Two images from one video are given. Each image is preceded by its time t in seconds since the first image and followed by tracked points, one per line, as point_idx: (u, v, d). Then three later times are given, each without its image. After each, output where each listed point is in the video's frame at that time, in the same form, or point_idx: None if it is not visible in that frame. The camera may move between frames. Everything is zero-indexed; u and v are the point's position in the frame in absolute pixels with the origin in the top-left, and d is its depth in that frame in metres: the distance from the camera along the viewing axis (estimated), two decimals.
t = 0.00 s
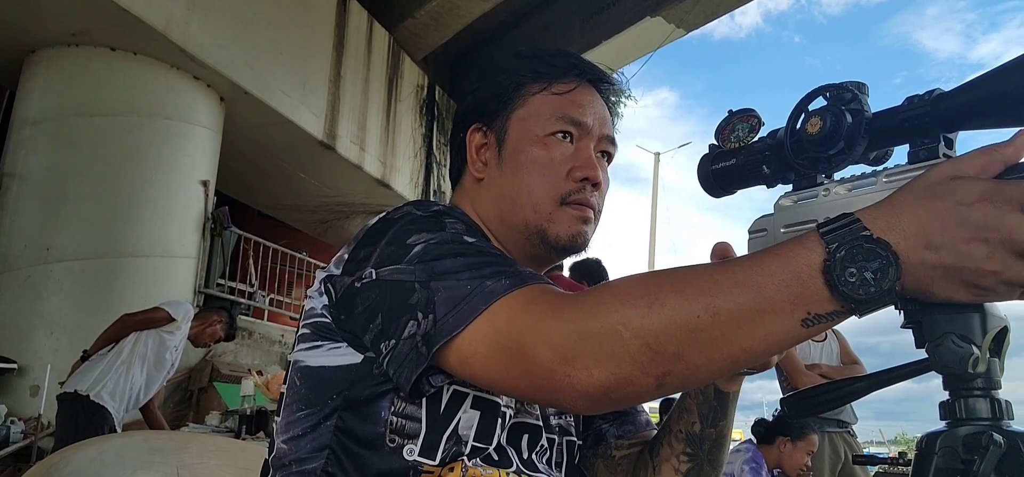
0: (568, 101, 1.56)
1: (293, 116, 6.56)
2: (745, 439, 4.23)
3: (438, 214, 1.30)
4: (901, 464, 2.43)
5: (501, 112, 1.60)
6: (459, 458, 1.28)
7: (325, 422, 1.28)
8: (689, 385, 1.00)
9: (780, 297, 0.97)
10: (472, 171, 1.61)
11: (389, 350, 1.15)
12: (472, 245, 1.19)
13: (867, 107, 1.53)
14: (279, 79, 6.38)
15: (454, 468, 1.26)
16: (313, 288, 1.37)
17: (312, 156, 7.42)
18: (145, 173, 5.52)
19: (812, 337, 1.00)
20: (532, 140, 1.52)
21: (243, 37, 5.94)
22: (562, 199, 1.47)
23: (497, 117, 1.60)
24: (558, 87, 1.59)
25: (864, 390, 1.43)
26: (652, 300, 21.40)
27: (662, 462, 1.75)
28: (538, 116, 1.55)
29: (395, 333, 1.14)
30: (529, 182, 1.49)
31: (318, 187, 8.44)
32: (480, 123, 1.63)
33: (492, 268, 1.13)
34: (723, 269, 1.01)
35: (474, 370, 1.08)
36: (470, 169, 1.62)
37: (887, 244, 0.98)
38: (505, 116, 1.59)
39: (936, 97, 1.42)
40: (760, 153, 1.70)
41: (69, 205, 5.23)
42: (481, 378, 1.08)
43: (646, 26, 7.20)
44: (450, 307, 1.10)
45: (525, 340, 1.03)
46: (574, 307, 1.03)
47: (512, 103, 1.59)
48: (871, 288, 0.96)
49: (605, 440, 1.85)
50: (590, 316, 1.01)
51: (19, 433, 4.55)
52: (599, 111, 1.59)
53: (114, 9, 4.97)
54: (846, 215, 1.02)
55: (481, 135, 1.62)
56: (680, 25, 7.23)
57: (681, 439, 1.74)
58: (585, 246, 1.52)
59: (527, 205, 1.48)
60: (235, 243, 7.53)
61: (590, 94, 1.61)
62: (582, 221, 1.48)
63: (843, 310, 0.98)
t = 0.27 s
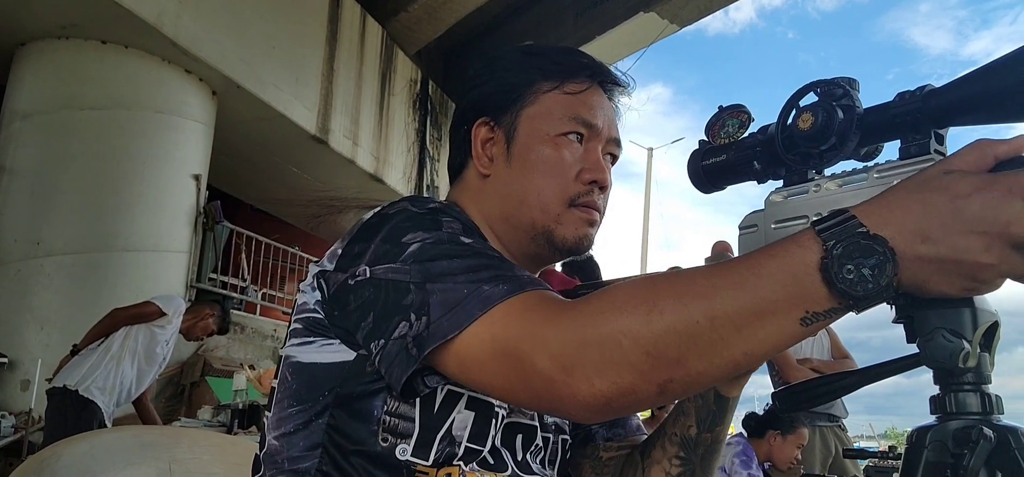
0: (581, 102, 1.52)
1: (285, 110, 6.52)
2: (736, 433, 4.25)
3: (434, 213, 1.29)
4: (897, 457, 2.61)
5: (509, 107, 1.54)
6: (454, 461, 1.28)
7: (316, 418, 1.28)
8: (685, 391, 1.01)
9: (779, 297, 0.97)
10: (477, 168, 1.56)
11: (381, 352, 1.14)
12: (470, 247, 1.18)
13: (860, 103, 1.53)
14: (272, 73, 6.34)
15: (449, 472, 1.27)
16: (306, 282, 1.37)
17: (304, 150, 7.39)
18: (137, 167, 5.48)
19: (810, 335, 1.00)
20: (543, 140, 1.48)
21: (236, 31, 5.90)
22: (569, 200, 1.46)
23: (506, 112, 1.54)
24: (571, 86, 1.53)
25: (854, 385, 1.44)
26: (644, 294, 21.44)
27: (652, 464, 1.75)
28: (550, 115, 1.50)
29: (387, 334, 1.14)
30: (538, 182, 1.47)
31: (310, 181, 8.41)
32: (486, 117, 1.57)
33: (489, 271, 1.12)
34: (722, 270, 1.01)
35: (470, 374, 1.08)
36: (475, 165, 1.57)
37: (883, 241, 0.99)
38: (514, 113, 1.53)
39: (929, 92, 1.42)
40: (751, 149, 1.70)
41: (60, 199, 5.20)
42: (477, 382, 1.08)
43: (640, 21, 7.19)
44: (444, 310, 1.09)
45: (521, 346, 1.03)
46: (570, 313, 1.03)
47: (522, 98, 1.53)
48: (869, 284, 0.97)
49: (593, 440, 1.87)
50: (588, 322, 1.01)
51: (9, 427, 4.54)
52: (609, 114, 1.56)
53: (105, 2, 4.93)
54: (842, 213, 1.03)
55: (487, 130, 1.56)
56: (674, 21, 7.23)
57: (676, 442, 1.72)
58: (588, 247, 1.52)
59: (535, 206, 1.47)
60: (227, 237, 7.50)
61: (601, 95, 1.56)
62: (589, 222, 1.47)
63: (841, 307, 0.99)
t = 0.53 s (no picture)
0: (575, 100, 1.52)
1: (272, 102, 6.48)
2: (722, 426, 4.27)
3: (423, 207, 1.28)
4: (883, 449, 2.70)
5: (505, 102, 1.52)
6: (443, 455, 1.28)
7: (304, 413, 1.27)
8: (676, 388, 1.01)
9: (770, 295, 0.98)
10: (471, 164, 1.54)
11: (371, 348, 1.14)
12: (460, 243, 1.18)
13: (847, 98, 1.54)
14: (259, 64, 6.29)
15: (439, 466, 1.26)
16: (293, 277, 1.36)
17: (292, 142, 7.35)
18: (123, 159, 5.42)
19: (797, 330, 1.01)
20: (540, 137, 1.47)
21: (222, 21, 5.85)
22: (566, 200, 1.46)
23: (502, 108, 1.52)
24: (567, 84, 1.53)
25: (839, 380, 1.45)
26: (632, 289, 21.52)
27: (640, 460, 1.73)
28: (547, 112, 1.49)
29: (376, 330, 1.13)
30: (534, 180, 1.46)
31: (298, 174, 8.36)
32: (481, 113, 1.54)
33: (480, 267, 1.12)
34: (713, 268, 1.01)
35: (461, 373, 1.07)
36: (469, 161, 1.54)
37: (870, 236, 0.99)
38: (510, 110, 1.51)
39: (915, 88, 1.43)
40: (739, 144, 1.71)
41: (44, 191, 5.15)
42: (469, 381, 1.08)
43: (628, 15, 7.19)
44: (434, 308, 1.09)
45: (513, 345, 1.03)
46: (562, 311, 1.03)
47: (519, 94, 1.52)
48: (856, 279, 0.97)
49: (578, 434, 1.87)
50: (579, 321, 1.01)
51: None
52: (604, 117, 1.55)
53: None
54: (828, 207, 1.03)
55: (482, 125, 1.54)
56: (662, 15, 7.22)
57: (665, 439, 1.72)
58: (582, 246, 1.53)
59: (530, 204, 1.46)
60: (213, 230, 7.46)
61: (595, 95, 1.56)
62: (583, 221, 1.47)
63: (828, 302, 0.99)
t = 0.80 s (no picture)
0: (565, 99, 1.51)
1: (267, 100, 6.46)
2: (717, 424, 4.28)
3: (416, 204, 1.27)
4: (878, 447, 2.72)
5: (495, 102, 1.52)
6: (439, 452, 1.27)
7: (298, 411, 1.27)
8: (668, 385, 1.01)
9: (763, 293, 0.98)
10: (461, 164, 1.54)
11: (364, 346, 1.13)
12: (452, 241, 1.17)
13: (840, 95, 1.53)
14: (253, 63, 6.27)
15: (436, 464, 1.26)
16: (285, 276, 1.35)
17: (286, 141, 7.33)
18: (116, 157, 5.40)
19: (790, 331, 1.00)
20: (529, 137, 1.47)
21: (216, 20, 5.83)
22: (555, 200, 1.46)
23: (491, 108, 1.52)
24: (556, 83, 1.52)
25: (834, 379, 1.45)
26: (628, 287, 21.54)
27: (621, 452, 1.75)
28: (535, 111, 1.49)
29: (369, 329, 1.13)
30: (523, 180, 1.46)
31: (292, 173, 8.34)
32: (471, 113, 1.54)
33: (473, 265, 1.11)
34: (706, 267, 1.01)
35: (454, 371, 1.07)
36: (459, 161, 1.54)
37: (860, 236, 0.99)
38: (500, 109, 1.51)
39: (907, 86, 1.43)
40: (731, 142, 1.70)
41: (37, 190, 5.13)
42: (461, 378, 1.07)
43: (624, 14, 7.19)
44: (427, 306, 1.08)
45: (505, 341, 1.02)
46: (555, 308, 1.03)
47: (508, 94, 1.51)
48: (847, 278, 0.97)
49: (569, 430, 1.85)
50: (571, 318, 1.01)
51: None
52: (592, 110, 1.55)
53: None
54: (821, 211, 1.04)
55: (471, 126, 1.54)
56: (657, 14, 7.23)
57: (644, 431, 1.75)
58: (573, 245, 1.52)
59: (520, 205, 1.46)
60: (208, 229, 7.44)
61: (585, 92, 1.56)
62: (571, 220, 1.47)
63: (821, 303, 0.99)
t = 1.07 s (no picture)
0: (573, 108, 1.50)
1: (266, 100, 6.45)
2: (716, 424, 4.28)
3: (414, 204, 1.27)
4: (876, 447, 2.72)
5: (501, 109, 1.52)
6: (437, 451, 1.27)
7: (296, 410, 1.27)
8: (664, 386, 1.01)
9: (758, 295, 0.98)
10: (464, 169, 1.54)
11: (360, 345, 1.13)
12: (449, 241, 1.17)
13: (839, 95, 1.53)
14: (253, 63, 6.26)
15: (434, 463, 1.26)
16: (283, 275, 1.35)
17: (286, 141, 7.33)
18: (116, 157, 5.39)
19: (785, 334, 1.00)
20: (535, 146, 1.47)
21: (215, 19, 5.82)
22: (557, 210, 1.45)
23: (497, 114, 1.52)
24: (565, 92, 1.51)
25: (832, 378, 1.45)
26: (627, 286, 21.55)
27: (616, 454, 1.76)
28: (542, 120, 1.48)
29: (366, 328, 1.13)
30: (526, 189, 1.46)
31: (292, 173, 8.34)
32: (477, 118, 1.54)
33: (470, 266, 1.11)
34: (703, 269, 1.01)
35: (450, 370, 1.07)
36: (463, 166, 1.55)
37: (855, 239, 0.99)
38: (506, 116, 1.50)
39: (905, 86, 1.43)
40: (731, 142, 1.70)
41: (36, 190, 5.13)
42: (458, 378, 1.07)
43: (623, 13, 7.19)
44: (424, 306, 1.08)
45: (501, 341, 1.03)
46: (551, 310, 1.03)
47: (515, 101, 1.51)
48: (843, 280, 0.97)
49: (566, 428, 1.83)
50: (568, 318, 1.01)
51: None
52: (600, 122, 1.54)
53: None
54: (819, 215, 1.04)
55: (477, 131, 1.53)
56: (657, 14, 7.23)
57: (639, 433, 1.76)
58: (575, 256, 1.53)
59: (521, 212, 1.46)
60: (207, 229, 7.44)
61: (595, 102, 1.55)
62: (573, 231, 1.47)
63: (817, 306, 0.99)
